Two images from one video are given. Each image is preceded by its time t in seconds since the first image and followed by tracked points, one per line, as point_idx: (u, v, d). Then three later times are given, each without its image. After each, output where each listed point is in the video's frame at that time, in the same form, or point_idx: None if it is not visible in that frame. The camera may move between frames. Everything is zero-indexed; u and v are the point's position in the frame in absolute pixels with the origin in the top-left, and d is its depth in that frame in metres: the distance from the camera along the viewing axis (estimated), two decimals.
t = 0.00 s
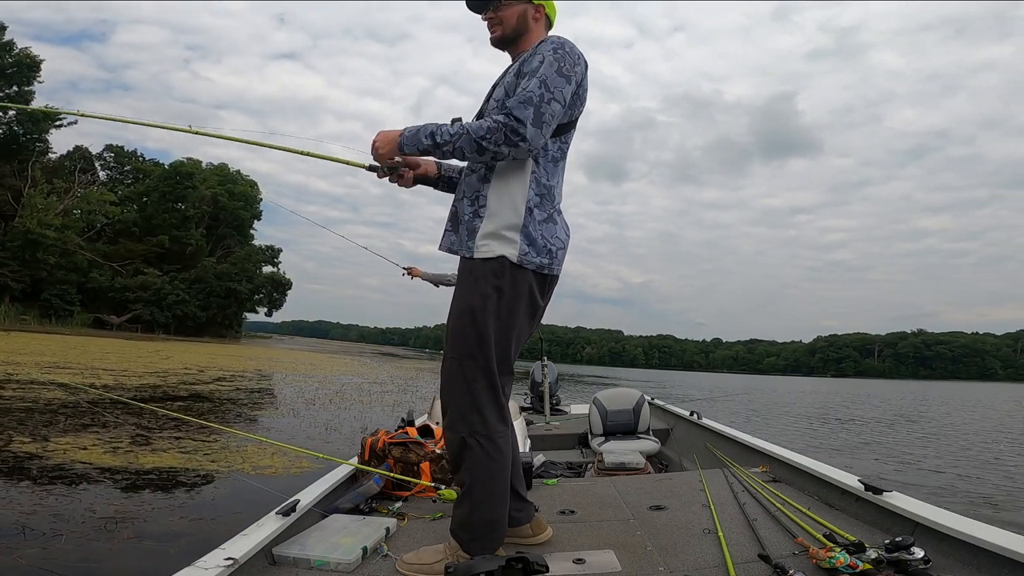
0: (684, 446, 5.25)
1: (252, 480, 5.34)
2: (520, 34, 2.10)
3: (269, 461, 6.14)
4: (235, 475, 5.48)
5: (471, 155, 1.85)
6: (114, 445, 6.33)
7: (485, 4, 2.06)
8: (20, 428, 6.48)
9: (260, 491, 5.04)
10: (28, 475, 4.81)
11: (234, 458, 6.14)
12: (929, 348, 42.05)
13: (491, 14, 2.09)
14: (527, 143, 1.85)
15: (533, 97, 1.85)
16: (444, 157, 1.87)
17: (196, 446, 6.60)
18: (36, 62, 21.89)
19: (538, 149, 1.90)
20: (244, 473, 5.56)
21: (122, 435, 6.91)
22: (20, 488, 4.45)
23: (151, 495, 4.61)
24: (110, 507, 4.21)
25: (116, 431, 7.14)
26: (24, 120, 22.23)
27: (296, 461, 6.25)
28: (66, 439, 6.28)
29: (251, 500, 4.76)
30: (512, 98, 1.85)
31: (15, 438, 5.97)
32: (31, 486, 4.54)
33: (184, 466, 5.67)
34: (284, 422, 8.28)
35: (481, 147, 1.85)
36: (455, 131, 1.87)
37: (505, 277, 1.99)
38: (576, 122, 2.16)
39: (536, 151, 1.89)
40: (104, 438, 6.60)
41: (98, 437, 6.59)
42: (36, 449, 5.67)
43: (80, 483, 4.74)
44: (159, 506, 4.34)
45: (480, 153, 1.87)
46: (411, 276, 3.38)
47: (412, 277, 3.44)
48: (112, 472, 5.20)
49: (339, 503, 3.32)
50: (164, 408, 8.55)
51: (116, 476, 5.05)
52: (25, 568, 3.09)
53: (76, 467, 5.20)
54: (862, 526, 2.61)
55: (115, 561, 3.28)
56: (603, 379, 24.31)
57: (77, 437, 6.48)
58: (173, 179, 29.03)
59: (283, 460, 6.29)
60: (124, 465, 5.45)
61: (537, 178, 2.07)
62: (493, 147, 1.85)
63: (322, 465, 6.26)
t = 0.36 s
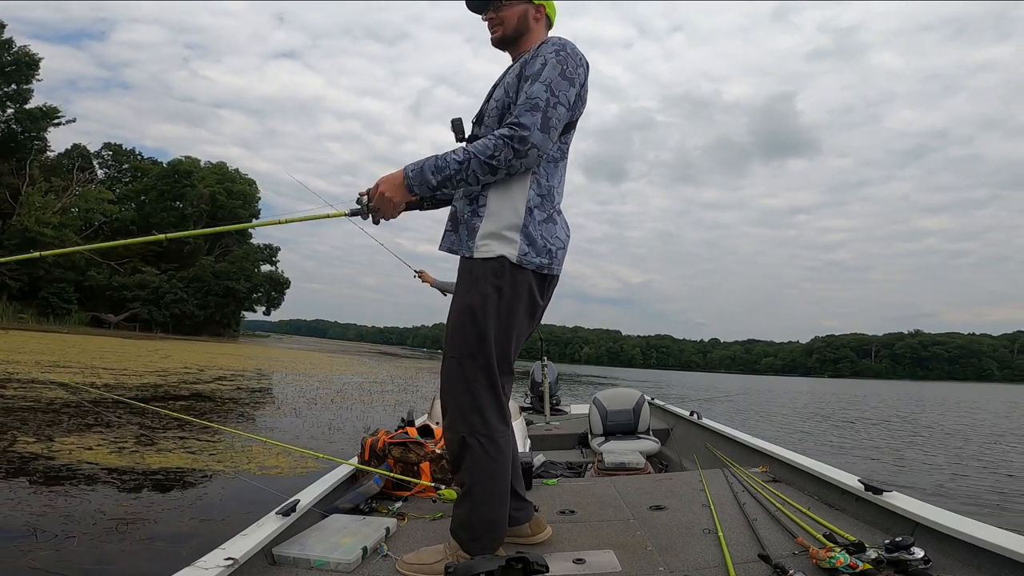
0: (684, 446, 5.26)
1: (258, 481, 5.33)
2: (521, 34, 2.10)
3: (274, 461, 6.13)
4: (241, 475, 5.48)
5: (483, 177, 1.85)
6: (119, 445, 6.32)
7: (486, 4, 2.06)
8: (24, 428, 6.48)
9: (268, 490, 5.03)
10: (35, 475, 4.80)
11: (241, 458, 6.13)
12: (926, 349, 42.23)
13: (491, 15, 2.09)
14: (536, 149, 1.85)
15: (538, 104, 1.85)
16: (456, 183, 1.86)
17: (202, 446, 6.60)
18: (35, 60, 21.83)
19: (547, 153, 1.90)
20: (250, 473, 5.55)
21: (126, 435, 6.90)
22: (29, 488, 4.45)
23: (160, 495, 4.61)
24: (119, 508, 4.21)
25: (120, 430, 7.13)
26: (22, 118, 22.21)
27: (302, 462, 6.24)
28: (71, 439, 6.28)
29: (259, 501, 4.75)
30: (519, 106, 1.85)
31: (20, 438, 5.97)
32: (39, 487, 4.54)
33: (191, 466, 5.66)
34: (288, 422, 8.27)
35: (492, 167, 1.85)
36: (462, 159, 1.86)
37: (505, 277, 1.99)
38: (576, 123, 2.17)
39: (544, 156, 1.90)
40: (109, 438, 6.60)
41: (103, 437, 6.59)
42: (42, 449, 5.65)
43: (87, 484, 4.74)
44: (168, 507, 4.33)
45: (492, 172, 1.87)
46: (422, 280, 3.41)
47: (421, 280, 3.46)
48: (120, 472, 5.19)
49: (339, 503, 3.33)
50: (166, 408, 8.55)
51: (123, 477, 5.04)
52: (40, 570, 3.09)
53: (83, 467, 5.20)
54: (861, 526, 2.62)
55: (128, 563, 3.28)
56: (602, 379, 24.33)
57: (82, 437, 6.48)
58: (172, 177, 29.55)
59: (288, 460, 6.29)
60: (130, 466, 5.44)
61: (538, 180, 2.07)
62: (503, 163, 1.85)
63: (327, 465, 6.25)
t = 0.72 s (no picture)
0: (684, 446, 5.28)
1: (263, 481, 5.31)
2: (518, 33, 2.10)
3: (279, 461, 6.12)
4: (247, 475, 5.47)
5: (507, 179, 1.84)
6: (123, 445, 6.31)
7: (483, 3, 2.05)
8: (27, 428, 6.46)
9: (274, 489, 5.01)
10: (41, 476, 4.78)
11: (246, 459, 6.11)
12: (923, 350, 42.45)
13: (488, 13, 2.08)
14: (557, 149, 1.87)
15: (555, 104, 1.86)
16: (478, 186, 1.83)
17: (207, 446, 6.59)
18: (33, 58, 21.79)
19: (564, 153, 1.93)
20: (256, 473, 5.54)
21: (129, 435, 6.88)
22: (35, 489, 4.43)
23: (166, 496, 4.59)
24: (128, 509, 4.20)
25: (124, 430, 7.11)
26: (20, 117, 22.19)
27: (307, 462, 6.24)
28: (75, 439, 6.27)
29: (267, 500, 4.74)
30: (536, 106, 1.85)
31: (24, 438, 5.95)
32: (46, 487, 4.53)
33: (196, 466, 5.64)
34: (291, 422, 8.25)
35: (516, 168, 1.84)
36: (484, 160, 1.83)
37: (509, 277, 2.00)
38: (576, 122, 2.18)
39: (562, 157, 1.93)
40: (113, 438, 6.59)
41: (107, 437, 6.58)
42: (46, 450, 5.63)
43: (94, 484, 4.72)
44: (177, 508, 4.32)
45: (515, 173, 1.86)
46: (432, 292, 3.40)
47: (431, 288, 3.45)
48: (126, 473, 5.17)
49: (339, 503, 3.33)
50: (168, 408, 8.53)
51: (130, 478, 5.02)
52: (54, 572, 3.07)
53: (90, 467, 5.20)
54: (861, 526, 2.64)
55: (139, 565, 3.27)
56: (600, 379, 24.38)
57: (86, 437, 6.46)
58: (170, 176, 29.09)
59: (293, 460, 6.27)
60: (136, 466, 5.43)
61: (541, 181, 2.08)
62: (526, 165, 1.85)
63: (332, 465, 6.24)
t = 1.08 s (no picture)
0: (684, 446, 5.30)
1: (269, 482, 5.30)
2: (516, 34, 2.11)
3: (284, 463, 6.11)
4: (252, 476, 5.46)
5: (511, 180, 1.85)
6: (127, 446, 6.29)
7: (483, 3, 2.06)
8: (31, 429, 6.44)
9: (281, 490, 5.00)
10: (48, 478, 4.78)
11: (251, 460, 6.10)
12: (919, 350, 42.58)
13: (487, 15, 2.09)
14: (560, 150, 1.89)
15: (558, 104, 1.88)
16: (482, 187, 1.85)
17: (212, 447, 6.58)
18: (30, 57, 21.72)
19: (566, 154, 1.95)
20: (261, 475, 5.53)
21: (133, 436, 6.86)
22: (42, 491, 4.42)
23: (174, 498, 4.58)
24: (137, 511, 4.19)
25: (127, 431, 7.10)
26: (17, 116, 22.13)
27: (312, 463, 6.22)
28: (78, 441, 6.25)
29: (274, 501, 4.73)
30: (539, 107, 1.86)
31: (28, 440, 5.93)
32: (54, 489, 4.52)
33: (203, 467, 5.64)
34: (294, 423, 8.23)
35: (519, 168, 1.85)
36: (489, 161, 1.84)
37: (504, 276, 2.00)
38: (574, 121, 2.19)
39: (565, 157, 1.95)
40: (117, 439, 6.56)
41: (111, 438, 6.56)
42: (51, 451, 5.62)
43: (101, 486, 4.72)
44: (185, 510, 4.31)
45: (518, 174, 1.87)
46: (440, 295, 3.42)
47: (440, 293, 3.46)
48: (132, 475, 5.16)
49: (340, 503, 3.34)
50: (171, 409, 8.51)
51: (137, 479, 5.02)
52: None
53: (96, 469, 5.19)
54: (861, 527, 2.66)
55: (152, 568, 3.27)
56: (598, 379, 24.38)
57: (89, 438, 6.44)
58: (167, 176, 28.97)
59: (298, 461, 6.26)
60: (141, 468, 5.42)
61: (537, 180, 2.09)
62: (530, 165, 1.86)
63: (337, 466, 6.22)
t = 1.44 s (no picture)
0: (684, 446, 5.30)
1: (275, 483, 5.29)
2: (514, 36, 2.11)
3: (289, 465, 6.10)
4: (258, 478, 5.45)
5: (506, 181, 1.85)
6: (132, 448, 6.28)
7: (482, 4, 2.07)
8: (34, 432, 6.40)
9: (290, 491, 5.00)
10: (54, 481, 4.76)
11: (256, 462, 6.08)
12: (916, 350, 42.68)
13: (485, 16, 2.10)
14: (555, 152, 1.89)
15: (552, 106, 1.88)
16: (477, 188, 1.85)
17: (217, 449, 6.57)
18: (26, 58, 21.66)
19: (561, 155, 1.95)
20: (267, 477, 5.52)
21: (136, 438, 6.84)
22: (50, 495, 4.40)
23: (182, 501, 4.57)
24: (146, 515, 4.18)
25: (131, 433, 7.09)
26: (12, 117, 22.12)
27: (317, 465, 6.22)
28: (83, 443, 6.24)
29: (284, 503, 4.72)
30: (534, 108, 1.87)
31: (32, 443, 5.91)
32: (62, 493, 4.50)
33: (209, 470, 5.62)
34: (297, 425, 8.21)
35: (514, 170, 1.86)
36: (483, 163, 1.85)
37: (498, 277, 2.01)
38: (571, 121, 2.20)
39: (559, 158, 1.96)
40: (121, 442, 6.55)
41: (115, 441, 6.55)
42: (56, 454, 5.60)
43: (109, 490, 4.71)
44: (195, 513, 4.31)
45: (513, 176, 1.87)
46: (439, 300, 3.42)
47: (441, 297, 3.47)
48: (139, 477, 5.16)
49: (340, 503, 3.34)
50: (173, 411, 8.49)
51: (145, 482, 5.01)
52: None
53: (102, 473, 5.17)
54: (862, 527, 2.67)
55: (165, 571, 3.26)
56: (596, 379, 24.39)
57: (93, 441, 6.43)
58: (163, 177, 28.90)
59: (304, 463, 6.26)
60: (148, 470, 5.42)
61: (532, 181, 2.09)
62: (524, 166, 1.86)
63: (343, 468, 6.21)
